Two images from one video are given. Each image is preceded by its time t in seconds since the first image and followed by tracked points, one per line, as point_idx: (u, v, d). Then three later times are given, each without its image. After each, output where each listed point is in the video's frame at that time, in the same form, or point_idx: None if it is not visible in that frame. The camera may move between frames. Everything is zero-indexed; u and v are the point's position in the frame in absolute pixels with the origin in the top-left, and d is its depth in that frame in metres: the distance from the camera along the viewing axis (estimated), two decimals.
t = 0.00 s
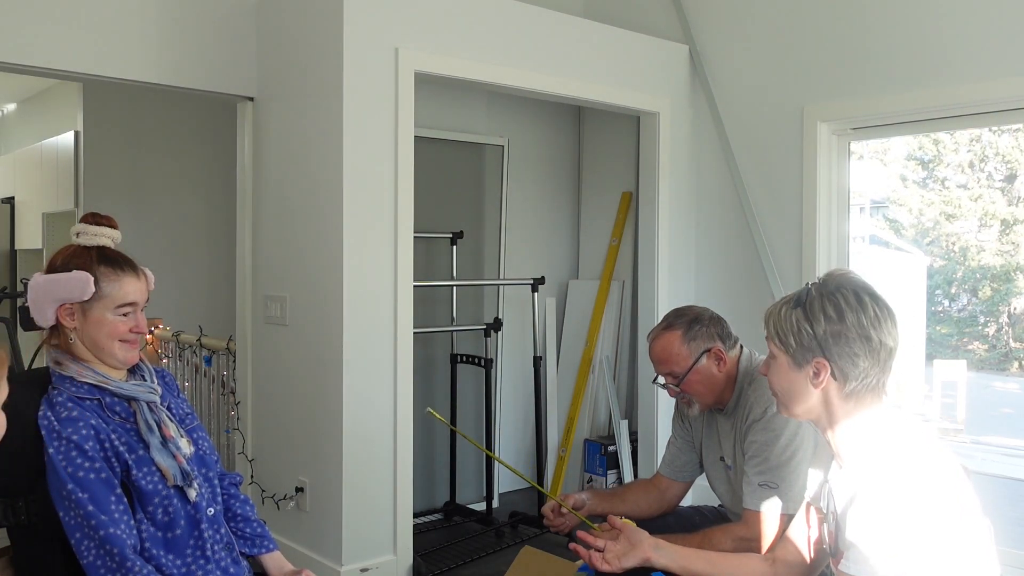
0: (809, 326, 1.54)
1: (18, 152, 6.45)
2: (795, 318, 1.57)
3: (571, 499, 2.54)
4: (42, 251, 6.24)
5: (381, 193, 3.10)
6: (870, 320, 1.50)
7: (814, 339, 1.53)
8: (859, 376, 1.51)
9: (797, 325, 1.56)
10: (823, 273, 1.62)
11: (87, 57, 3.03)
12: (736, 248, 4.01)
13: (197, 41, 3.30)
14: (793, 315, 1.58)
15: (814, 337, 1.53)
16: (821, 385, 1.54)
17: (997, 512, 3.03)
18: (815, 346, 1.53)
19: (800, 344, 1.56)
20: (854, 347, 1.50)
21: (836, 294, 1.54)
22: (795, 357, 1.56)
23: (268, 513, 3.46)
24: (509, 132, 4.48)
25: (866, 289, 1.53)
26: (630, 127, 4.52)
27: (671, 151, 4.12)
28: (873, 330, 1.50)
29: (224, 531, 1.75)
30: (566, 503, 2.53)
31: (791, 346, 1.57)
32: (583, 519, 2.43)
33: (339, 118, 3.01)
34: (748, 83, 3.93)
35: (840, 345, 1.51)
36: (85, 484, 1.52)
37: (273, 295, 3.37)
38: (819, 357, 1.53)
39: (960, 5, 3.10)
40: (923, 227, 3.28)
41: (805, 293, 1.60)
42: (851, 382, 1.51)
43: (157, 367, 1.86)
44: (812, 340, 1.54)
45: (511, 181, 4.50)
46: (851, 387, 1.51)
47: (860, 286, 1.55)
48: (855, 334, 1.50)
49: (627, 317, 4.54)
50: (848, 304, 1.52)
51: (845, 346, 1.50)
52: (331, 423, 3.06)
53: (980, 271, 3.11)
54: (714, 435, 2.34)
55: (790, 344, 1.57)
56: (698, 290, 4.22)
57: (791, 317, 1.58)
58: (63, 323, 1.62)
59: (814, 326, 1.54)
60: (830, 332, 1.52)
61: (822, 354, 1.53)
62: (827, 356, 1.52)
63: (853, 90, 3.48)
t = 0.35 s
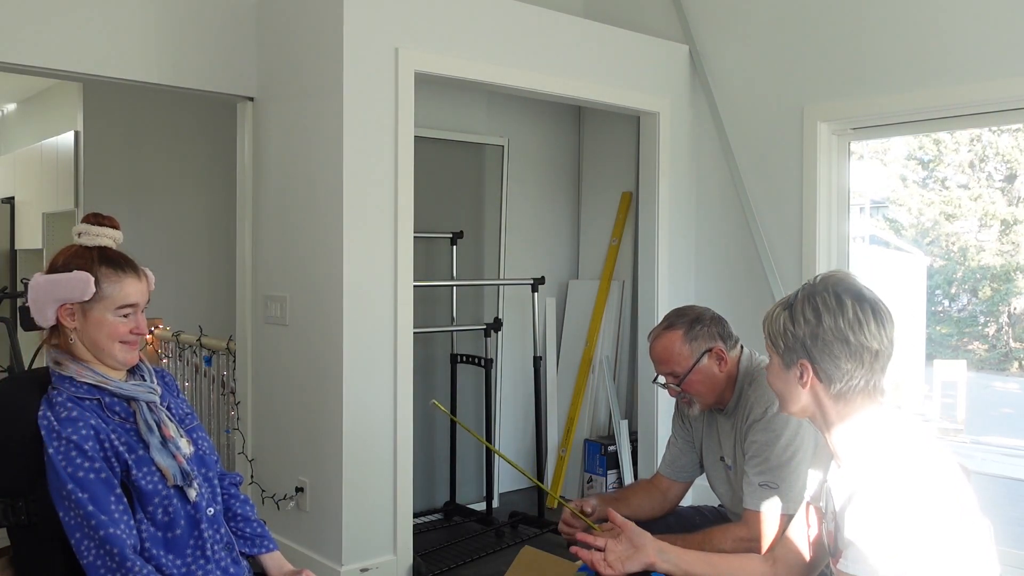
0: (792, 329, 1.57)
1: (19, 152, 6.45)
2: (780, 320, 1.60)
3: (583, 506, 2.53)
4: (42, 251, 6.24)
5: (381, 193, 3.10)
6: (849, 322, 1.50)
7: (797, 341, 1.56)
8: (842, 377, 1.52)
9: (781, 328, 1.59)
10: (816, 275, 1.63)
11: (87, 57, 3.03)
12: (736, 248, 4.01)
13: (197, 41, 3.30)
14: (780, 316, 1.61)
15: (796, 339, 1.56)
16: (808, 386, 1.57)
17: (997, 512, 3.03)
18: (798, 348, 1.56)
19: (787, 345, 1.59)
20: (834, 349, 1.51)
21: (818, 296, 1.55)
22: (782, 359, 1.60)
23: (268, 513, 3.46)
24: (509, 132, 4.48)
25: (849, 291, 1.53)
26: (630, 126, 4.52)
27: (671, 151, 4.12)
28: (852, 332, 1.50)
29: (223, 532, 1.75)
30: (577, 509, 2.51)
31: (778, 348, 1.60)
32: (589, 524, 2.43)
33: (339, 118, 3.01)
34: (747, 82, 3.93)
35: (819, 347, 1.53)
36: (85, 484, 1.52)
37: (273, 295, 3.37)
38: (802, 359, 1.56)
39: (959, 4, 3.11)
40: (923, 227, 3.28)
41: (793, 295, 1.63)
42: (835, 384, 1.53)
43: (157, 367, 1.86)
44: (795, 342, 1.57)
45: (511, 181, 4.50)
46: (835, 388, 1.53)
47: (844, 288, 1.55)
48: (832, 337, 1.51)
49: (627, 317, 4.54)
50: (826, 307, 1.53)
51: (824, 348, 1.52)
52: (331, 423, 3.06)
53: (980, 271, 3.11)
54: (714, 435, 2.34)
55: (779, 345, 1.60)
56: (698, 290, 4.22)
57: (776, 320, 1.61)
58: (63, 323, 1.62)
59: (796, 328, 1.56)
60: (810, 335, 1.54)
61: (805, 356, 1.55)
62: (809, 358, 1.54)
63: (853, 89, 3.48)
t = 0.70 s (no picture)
0: (786, 329, 1.57)
1: (18, 152, 6.45)
2: (776, 321, 1.60)
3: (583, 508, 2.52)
4: (42, 251, 6.24)
5: (380, 193, 3.10)
6: (842, 322, 1.50)
7: (791, 341, 1.56)
8: (835, 377, 1.51)
9: (776, 329, 1.59)
10: (811, 276, 1.63)
11: (87, 57, 3.03)
12: (736, 248, 4.01)
13: (197, 41, 3.30)
14: (775, 317, 1.61)
15: (790, 340, 1.56)
16: (803, 387, 1.56)
17: (996, 512, 3.03)
18: (792, 348, 1.56)
19: (781, 346, 1.59)
20: (827, 349, 1.51)
21: (812, 298, 1.56)
22: (777, 360, 1.60)
23: (268, 513, 3.46)
24: (509, 132, 4.48)
25: (842, 291, 1.53)
26: (630, 127, 4.52)
27: (671, 151, 4.12)
28: (845, 332, 1.50)
29: (223, 532, 1.75)
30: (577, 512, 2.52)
31: (773, 348, 1.60)
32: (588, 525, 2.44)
33: (339, 118, 3.01)
34: (748, 82, 3.93)
35: (813, 347, 1.53)
36: (86, 483, 1.52)
37: (273, 295, 3.37)
38: (797, 360, 1.56)
39: (958, 4, 3.11)
40: (923, 227, 3.28)
41: (788, 297, 1.63)
42: (831, 384, 1.52)
43: (157, 367, 1.86)
44: (789, 342, 1.57)
45: (511, 181, 4.50)
46: (830, 387, 1.53)
47: (838, 288, 1.55)
48: (826, 337, 1.51)
49: (627, 317, 4.54)
50: (820, 307, 1.53)
51: (819, 348, 1.52)
52: (331, 423, 3.06)
53: (980, 271, 3.11)
54: (714, 435, 2.34)
55: (773, 346, 1.60)
56: (698, 290, 4.22)
57: (772, 321, 1.61)
58: (61, 324, 1.62)
59: (791, 328, 1.56)
60: (805, 335, 1.54)
61: (799, 356, 1.55)
62: (803, 358, 1.54)
63: (853, 90, 3.48)
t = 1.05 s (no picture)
0: (778, 331, 1.57)
1: (19, 152, 6.45)
2: (769, 323, 1.60)
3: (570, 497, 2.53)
4: (42, 251, 6.24)
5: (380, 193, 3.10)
6: (834, 324, 1.50)
7: (783, 344, 1.56)
8: (829, 380, 1.51)
9: (770, 332, 1.59)
10: (804, 280, 1.64)
11: (88, 56, 3.03)
12: (736, 248, 4.01)
13: (197, 41, 3.30)
14: (768, 321, 1.61)
15: (784, 343, 1.56)
16: (798, 390, 1.56)
17: (996, 513, 3.03)
18: (784, 351, 1.56)
19: (776, 349, 1.59)
20: (819, 351, 1.51)
21: (804, 301, 1.56)
22: (772, 363, 1.59)
23: (268, 513, 3.46)
24: (509, 132, 4.48)
25: (834, 294, 1.53)
26: (631, 127, 4.52)
27: (671, 151, 4.12)
28: (837, 334, 1.50)
29: (223, 532, 1.75)
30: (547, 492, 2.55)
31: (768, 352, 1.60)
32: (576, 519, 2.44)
33: (339, 118, 3.01)
34: (747, 82, 3.93)
35: (807, 350, 1.52)
36: (87, 483, 1.52)
37: (273, 295, 3.37)
38: (791, 363, 1.55)
39: (958, 4, 3.11)
40: (923, 227, 3.28)
41: (782, 301, 1.63)
42: (825, 386, 1.52)
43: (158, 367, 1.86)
44: (781, 345, 1.57)
45: (511, 181, 4.50)
46: (825, 390, 1.52)
47: (830, 291, 1.55)
48: (819, 339, 1.51)
49: (627, 317, 4.54)
50: (812, 310, 1.53)
51: (812, 350, 1.52)
52: (331, 423, 3.06)
53: (980, 271, 3.11)
54: (716, 435, 2.34)
55: (767, 349, 1.60)
56: (698, 290, 4.22)
57: (766, 325, 1.61)
58: (62, 324, 1.62)
59: (783, 331, 1.56)
60: (798, 337, 1.54)
61: (793, 359, 1.55)
62: (797, 361, 1.54)
63: (853, 90, 3.48)
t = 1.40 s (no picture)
0: (778, 333, 1.57)
1: (19, 151, 6.44)
2: (768, 325, 1.60)
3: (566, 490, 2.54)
4: (42, 251, 6.24)
5: (380, 193, 3.10)
6: (834, 326, 1.50)
7: (783, 346, 1.56)
8: (829, 382, 1.51)
9: (771, 334, 1.59)
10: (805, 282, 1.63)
11: (88, 56, 3.03)
12: (736, 248, 4.01)
13: (197, 41, 3.30)
14: (768, 322, 1.61)
15: (784, 345, 1.56)
16: (798, 392, 1.55)
17: (995, 513, 3.03)
18: (784, 352, 1.56)
19: (775, 351, 1.58)
20: (819, 354, 1.51)
21: (804, 302, 1.55)
22: (773, 365, 1.59)
23: (268, 513, 3.46)
24: (509, 132, 4.48)
25: (834, 296, 1.52)
26: (631, 126, 4.51)
27: (671, 151, 4.12)
28: (836, 336, 1.50)
29: (223, 532, 1.76)
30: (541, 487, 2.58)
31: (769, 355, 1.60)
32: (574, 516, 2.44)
33: (339, 117, 3.01)
34: (748, 82, 3.93)
35: (808, 351, 1.52)
36: (85, 484, 1.52)
37: (273, 295, 3.37)
38: (791, 364, 1.55)
39: (958, 4, 3.11)
40: (923, 227, 3.28)
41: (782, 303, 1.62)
42: (825, 388, 1.51)
43: (157, 367, 1.86)
44: (781, 347, 1.56)
45: (511, 181, 4.50)
46: (824, 392, 1.52)
47: (832, 293, 1.55)
48: (820, 341, 1.51)
49: (627, 317, 4.54)
50: (812, 312, 1.53)
51: (813, 352, 1.52)
52: (331, 423, 3.06)
53: (980, 271, 3.11)
54: (715, 435, 2.34)
55: (766, 350, 1.60)
56: (698, 290, 4.22)
57: (767, 326, 1.61)
58: (65, 323, 1.62)
59: (783, 333, 1.56)
60: (798, 339, 1.53)
61: (792, 361, 1.55)
62: (798, 363, 1.54)
63: (853, 89, 3.48)
